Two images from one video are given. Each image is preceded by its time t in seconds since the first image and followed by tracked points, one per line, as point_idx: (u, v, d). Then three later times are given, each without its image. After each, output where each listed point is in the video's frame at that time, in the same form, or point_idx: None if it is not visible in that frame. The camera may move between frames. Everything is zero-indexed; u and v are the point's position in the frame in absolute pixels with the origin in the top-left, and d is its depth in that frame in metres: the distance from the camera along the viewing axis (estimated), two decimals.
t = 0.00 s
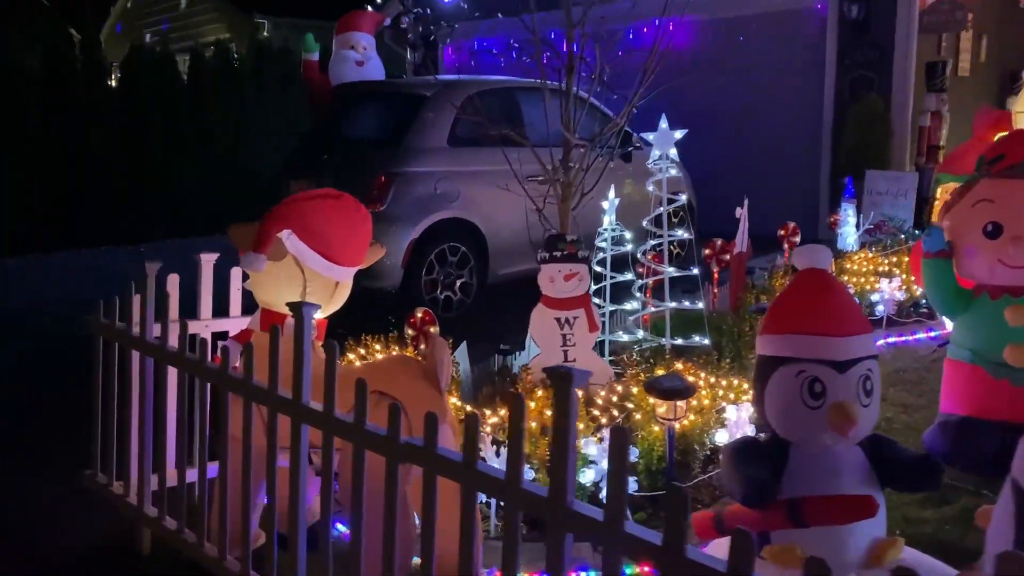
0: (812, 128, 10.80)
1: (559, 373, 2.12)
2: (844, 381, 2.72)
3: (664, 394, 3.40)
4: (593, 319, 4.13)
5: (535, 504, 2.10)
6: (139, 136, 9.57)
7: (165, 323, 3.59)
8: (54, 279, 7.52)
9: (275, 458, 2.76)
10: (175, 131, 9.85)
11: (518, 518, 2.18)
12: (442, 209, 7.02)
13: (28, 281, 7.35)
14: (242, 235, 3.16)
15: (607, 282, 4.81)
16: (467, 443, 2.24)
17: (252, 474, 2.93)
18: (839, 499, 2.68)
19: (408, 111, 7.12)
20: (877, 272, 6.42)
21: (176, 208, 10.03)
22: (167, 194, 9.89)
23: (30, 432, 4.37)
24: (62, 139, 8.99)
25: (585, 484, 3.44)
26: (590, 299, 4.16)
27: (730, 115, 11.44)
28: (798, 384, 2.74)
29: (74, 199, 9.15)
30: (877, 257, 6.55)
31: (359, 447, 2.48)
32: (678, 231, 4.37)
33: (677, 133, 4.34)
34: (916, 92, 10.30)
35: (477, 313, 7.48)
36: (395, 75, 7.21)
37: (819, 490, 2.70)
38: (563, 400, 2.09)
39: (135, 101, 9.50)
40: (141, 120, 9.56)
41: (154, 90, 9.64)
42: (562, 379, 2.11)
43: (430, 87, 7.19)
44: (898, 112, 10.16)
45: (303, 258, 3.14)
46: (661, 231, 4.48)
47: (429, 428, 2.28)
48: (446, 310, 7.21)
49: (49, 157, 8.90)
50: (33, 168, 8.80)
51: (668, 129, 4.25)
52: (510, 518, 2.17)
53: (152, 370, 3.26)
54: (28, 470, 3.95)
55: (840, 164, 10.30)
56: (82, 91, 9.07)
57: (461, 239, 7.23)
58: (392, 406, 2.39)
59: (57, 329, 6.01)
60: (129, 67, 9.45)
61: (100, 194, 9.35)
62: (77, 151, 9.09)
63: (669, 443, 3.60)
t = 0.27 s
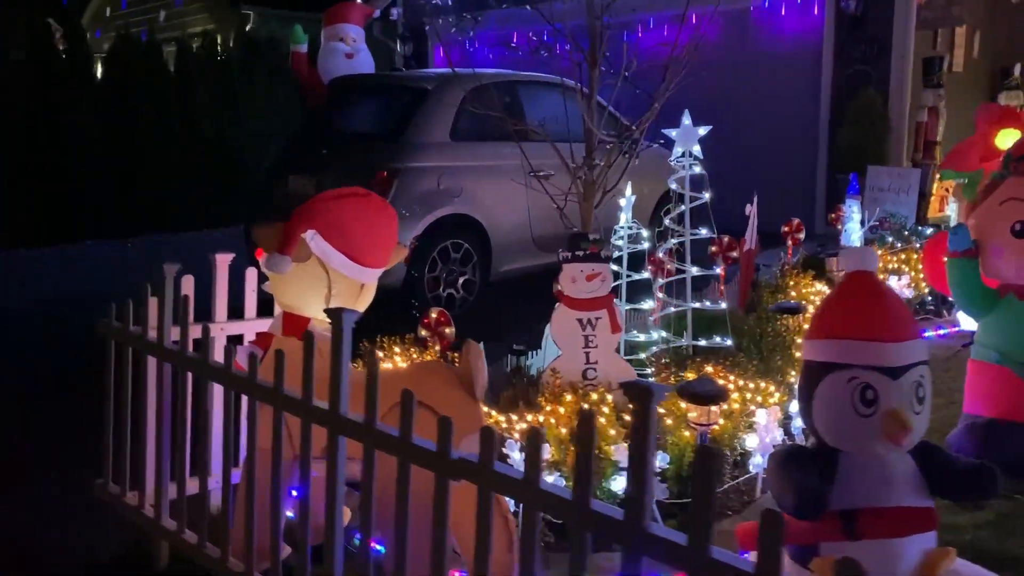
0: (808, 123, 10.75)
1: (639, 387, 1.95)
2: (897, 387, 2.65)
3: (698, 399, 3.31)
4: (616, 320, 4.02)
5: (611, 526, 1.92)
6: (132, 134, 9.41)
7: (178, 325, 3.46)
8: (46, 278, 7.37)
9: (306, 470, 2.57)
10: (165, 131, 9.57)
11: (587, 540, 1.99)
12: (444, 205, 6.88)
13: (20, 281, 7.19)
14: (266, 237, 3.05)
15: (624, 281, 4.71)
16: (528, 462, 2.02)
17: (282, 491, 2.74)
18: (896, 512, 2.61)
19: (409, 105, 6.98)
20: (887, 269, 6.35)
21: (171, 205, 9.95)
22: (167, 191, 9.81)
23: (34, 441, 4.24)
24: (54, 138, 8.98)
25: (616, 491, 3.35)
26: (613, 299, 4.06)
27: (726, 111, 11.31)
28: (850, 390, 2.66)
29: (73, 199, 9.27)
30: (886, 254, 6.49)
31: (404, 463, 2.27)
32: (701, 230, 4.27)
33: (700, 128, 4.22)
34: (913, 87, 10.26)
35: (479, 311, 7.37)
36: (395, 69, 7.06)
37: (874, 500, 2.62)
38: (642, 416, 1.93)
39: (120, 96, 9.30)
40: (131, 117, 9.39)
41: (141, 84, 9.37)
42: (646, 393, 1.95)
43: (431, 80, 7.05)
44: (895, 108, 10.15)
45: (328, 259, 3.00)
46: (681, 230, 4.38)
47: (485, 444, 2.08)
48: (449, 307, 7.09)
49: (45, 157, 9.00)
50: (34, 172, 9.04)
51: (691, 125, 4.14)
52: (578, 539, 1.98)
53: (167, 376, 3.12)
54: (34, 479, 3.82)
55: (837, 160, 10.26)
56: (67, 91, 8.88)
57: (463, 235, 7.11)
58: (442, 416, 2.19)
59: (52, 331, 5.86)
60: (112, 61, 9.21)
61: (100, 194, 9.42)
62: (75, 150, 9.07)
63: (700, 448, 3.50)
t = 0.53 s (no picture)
0: (811, 115, 10.67)
1: (715, 397, 1.74)
2: (948, 389, 2.55)
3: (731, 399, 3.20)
4: (639, 317, 3.91)
5: (679, 543, 1.77)
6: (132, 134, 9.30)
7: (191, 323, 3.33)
8: (43, 275, 7.22)
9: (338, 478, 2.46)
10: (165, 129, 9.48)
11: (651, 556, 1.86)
12: (450, 197, 6.75)
13: (17, 278, 7.05)
14: (288, 233, 2.93)
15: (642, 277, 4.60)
16: (585, 473, 1.90)
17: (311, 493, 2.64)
18: (951, 518, 2.51)
19: (414, 96, 6.85)
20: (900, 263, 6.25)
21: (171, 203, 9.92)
22: (166, 189, 9.79)
23: (39, 443, 4.12)
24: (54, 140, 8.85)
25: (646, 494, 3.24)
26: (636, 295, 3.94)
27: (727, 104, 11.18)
28: (899, 392, 2.56)
29: (73, 199, 9.19)
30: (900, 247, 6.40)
31: (447, 472, 2.15)
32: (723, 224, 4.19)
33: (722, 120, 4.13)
34: (916, 78, 10.19)
35: (484, 305, 7.26)
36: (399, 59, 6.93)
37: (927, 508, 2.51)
38: (716, 433, 1.72)
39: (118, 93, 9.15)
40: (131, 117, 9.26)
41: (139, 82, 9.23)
42: (722, 405, 1.74)
43: (436, 71, 6.93)
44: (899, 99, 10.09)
45: (351, 256, 2.89)
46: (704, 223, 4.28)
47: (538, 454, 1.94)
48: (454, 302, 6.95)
49: (45, 160, 8.88)
50: (34, 172, 8.89)
51: (715, 116, 4.05)
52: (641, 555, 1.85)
53: (183, 377, 3.00)
54: (41, 484, 3.70)
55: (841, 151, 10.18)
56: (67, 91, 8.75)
57: (469, 229, 6.98)
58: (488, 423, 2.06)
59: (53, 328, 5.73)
60: (105, 51, 9.01)
61: (100, 194, 9.34)
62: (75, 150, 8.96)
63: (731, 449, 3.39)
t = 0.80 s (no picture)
0: (811, 106, 10.58)
1: (774, 403, 1.64)
2: (987, 387, 2.45)
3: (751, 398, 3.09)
4: (653, 312, 3.79)
5: (732, 556, 1.66)
6: (131, 134, 7.88)
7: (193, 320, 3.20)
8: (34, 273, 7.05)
9: (353, 482, 2.34)
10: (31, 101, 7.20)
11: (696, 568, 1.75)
12: (450, 189, 6.63)
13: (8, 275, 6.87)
14: (294, 226, 2.80)
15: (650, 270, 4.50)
16: (623, 480, 1.78)
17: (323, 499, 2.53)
18: (991, 521, 2.42)
19: (413, 86, 6.71)
20: (909, 253, 6.15)
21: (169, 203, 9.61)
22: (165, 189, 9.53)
23: (32, 447, 3.98)
24: (155, 151, 8.04)
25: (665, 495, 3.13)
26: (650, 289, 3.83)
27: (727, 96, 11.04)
28: (936, 390, 2.45)
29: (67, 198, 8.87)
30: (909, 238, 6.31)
31: (472, 479, 2.03)
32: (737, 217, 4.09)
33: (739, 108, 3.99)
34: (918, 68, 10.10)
35: (486, 299, 7.14)
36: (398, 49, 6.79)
37: (965, 509, 2.42)
38: (777, 440, 1.62)
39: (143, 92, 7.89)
40: (132, 115, 7.85)
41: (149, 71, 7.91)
42: (782, 412, 1.63)
43: (435, 60, 6.80)
44: (900, 88, 10.04)
45: (362, 250, 2.77)
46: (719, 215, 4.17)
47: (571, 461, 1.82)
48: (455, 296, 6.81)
49: (144, 173, 8.03)
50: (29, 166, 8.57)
51: (730, 104, 3.92)
52: (687, 570, 1.74)
53: (186, 376, 2.87)
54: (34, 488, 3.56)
55: (843, 142, 10.10)
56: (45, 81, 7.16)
57: (470, 221, 6.86)
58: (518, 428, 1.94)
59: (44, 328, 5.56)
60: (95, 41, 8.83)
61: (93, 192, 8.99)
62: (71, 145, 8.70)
63: (751, 448, 3.29)
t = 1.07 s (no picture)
0: (803, 97, 10.47)
1: (826, 425, 1.49)
2: None
3: (765, 403, 2.96)
4: (658, 312, 3.65)
5: None
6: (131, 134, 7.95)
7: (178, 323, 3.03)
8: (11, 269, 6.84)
9: (352, 502, 2.18)
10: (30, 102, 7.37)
11: None
12: (441, 183, 6.45)
13: None
14: (286, 224, 2.65)
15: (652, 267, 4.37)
16: (652, 508, 1.61)
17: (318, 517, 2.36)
18: None
19: (402, 77, 6.53)
20: (908, 248, 6.05)
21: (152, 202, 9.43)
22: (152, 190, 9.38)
23: (9, 454, 3.79)
24: (155, 151, 8.10)
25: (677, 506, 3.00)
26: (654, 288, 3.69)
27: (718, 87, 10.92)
28: (968, 399, 2.20)
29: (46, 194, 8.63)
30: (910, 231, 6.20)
31: (483, 502, 1.87)
32: (744, 212, 3.94)
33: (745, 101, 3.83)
34: (910, 58, 10.01)
35: (477, 294, 6.98)
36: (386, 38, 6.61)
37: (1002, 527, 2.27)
38: (832, 467, 1.47)
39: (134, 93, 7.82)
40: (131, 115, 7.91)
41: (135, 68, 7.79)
42: (835, 434, 1.48)
43: (424, 51, 6.61)
44: (892, 80, 9.95)
45: (356, 250, 2.61)
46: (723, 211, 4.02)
47: (596, 486, 1.66)
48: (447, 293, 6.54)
49: (144, 172, 8.17)
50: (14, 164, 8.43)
51: (736, 96, 3.76)
52: None
53: (170, 385, 2.70)
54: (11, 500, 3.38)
55: (835, 134, 10.00)
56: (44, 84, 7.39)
57: (461, 215, 6.69)
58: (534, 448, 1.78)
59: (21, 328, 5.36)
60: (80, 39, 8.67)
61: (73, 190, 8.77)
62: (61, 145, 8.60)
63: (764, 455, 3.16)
